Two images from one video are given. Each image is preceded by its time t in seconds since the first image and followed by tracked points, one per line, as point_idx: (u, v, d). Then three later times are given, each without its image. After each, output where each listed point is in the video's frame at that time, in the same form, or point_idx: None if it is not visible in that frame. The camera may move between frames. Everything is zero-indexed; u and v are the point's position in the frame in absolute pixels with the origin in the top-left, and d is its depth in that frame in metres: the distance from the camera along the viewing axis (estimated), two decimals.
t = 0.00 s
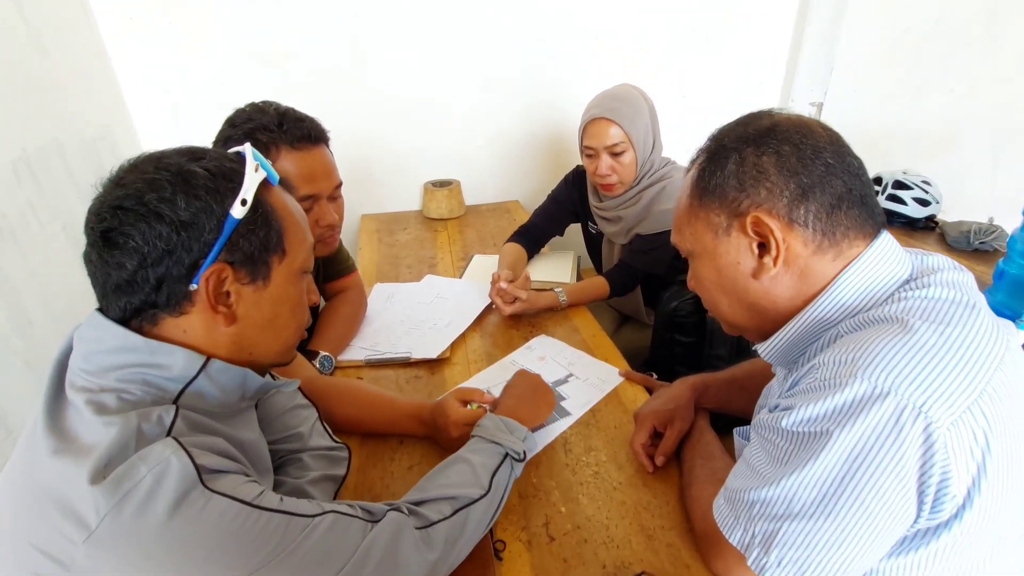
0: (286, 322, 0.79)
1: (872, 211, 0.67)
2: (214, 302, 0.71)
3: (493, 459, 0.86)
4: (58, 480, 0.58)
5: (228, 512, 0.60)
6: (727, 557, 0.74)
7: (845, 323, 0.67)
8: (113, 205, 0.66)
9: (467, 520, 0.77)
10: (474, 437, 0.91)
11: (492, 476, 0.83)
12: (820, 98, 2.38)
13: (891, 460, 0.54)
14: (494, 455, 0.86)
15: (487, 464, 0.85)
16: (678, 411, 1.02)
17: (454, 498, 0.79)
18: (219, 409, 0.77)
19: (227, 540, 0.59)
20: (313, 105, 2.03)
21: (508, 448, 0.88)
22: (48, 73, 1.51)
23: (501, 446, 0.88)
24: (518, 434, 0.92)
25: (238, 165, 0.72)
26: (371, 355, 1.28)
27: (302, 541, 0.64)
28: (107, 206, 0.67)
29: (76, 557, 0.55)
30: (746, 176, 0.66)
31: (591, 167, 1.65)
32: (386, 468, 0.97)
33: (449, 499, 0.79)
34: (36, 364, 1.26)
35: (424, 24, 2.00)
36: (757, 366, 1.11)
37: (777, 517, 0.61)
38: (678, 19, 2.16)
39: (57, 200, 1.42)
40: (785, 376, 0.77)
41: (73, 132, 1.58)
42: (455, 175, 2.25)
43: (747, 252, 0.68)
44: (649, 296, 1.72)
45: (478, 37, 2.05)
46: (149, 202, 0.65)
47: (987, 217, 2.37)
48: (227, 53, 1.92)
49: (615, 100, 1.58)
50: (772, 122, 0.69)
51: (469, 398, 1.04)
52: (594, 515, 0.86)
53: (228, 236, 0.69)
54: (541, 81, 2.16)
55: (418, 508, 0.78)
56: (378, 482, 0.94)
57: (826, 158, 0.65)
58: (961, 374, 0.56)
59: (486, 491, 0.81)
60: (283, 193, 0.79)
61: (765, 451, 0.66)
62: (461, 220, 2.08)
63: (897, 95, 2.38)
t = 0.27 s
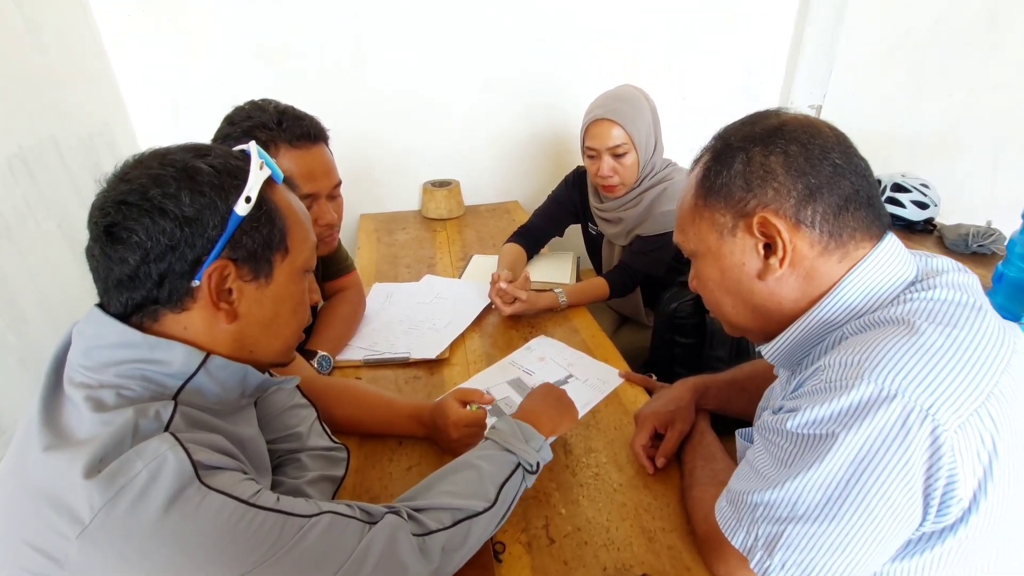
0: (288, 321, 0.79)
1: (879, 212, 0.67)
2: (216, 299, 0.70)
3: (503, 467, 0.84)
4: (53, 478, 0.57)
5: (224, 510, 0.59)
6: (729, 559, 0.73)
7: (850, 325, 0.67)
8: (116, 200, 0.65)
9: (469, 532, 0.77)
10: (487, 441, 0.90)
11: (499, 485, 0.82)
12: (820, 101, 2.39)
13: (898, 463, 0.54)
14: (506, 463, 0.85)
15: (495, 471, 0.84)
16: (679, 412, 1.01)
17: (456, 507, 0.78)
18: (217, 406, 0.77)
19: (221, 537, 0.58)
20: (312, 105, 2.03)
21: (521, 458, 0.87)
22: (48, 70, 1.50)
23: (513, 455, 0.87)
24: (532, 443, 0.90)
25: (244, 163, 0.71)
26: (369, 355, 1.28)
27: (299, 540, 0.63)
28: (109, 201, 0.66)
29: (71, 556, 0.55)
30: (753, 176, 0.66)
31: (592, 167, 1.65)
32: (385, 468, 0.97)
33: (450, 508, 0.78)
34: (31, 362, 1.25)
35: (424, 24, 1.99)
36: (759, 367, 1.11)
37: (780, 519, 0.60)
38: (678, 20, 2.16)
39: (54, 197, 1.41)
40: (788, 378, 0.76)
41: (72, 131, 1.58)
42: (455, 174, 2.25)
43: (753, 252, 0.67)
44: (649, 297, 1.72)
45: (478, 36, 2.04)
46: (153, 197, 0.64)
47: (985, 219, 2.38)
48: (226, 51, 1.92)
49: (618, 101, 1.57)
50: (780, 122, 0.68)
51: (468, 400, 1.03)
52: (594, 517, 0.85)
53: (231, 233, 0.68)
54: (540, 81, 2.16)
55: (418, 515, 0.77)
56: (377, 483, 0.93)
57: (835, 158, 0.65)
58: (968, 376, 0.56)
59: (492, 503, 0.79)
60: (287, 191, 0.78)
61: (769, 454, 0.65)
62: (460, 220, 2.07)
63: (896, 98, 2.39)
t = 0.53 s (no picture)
0: (285, 315, 0.78)
1: (881, 211, 0.67)
2: (214, 293, 0.70)
3: (491, 459, 0.85)
4: (49, 473, 0.57)
5: (222, 507, 0.58)
6: (729, 560, 0.73)
7: (852, 325, 0.67)
8: (114, 192, 0.65)
9: (466, 518, 0.77)
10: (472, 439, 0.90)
11: (491, 475, 0.82)
12: (821, 103, 2.39)
13: (900, 464, 0.53)
14: (493, 455, 0.85)
15: (484, 462, 0.84)
16: (679, 413, 1.01)
17: (454, 494, 0.79)
18: (213, 403, 0.76)
19: (221, 534, 0.57)
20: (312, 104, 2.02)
21: (507, 449, 0.87)
22: (46, 66, 1.50)
23: (499, 446, 0.87)
24: (515, 435, 0.91)
25: (241, 156, 0.71)
26: (368, 353, 1.27)
27: (298, 535, 0.63)
28: (106, 193, 0.65)
29: (67, 553, 0.54)
30: (757, 173, 0.65)
31: (592, 167, 1.64)
32: (383, 467, 0.96)
33: (448, 496, 0.79)
34: (28, 359, 1.24)
35: (424, 25, 1.99)
36: (759, 368, 1.10)
37: (780, 520, 0.60)
38: (679, 21, 2.15)
39: (52, 193, 1.40)
40: (788, 378, 0.76)
41: (72, 129, 1.57)
42: (454, 173, 2.24)
43: (755, 250, 0.67)
44: (648, 297, 1.71)
45: (478, 36, 2.04)
46: (150, 189, 0.64)
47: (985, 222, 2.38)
48: (226, 48, 1.91)
49: (617, 100, 1.57)
50: (784, 120, 0.68)
51: (468, 398, 1.02)
52: (593, 516, 0.85)
53: (229, 226, 0.68)
54: (540, 81, 2.15)
55: (416, 504, 0.78)
56: (374, 481, 0.93)
57: (838, 156, 0.65)
58: (972, 378, 0.55)
59: (485, 490, 0.80)
60: (284, 185, 0.78)
61: (769, 454, 0.65)
62: (460, 219, 2.07)
63: (896, 101, 2.39)
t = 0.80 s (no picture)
0: (293, 310, 0.78)
1: (888, 209, 0.67)
2: (220, 288, 0.70)
3: (490, 454, 0.85)
4: (56, 464, 0.57)
5: (229, 501, 0.59)
6: (732, 555, 0.73)
7: (857, 322, 0.67)
8: (120, 185, 0.65)
9: (469, 509, 0.77)
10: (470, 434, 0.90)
11: (492, 468, 0.83)
12: (823, 105, 2.39)
13: (904, 460, 0.54)
14: (492, 450, 0.86)
15: (484, 457, 0.84)
16: (682, 411, 1.01)
17: (457, 487, 0.79)
18: (219, 396, 0.76)
19: (228, 526, 0.58)
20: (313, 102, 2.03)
21: (505, 443, 0.88)
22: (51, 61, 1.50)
23: (498, 441, 0.88)
24: (514, 429, 0.92)
25: (250, 149, 0.70)
26: (372, 349, 1.28)
27: (306, 527, 0.63)
28: (113, 186, 0.66)
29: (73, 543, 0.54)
30: (765, 171, 0.66)
31: (610, 152, 1.64)
32: (387, 461, 0.97)
33: (452, 488, 0.79)
34: (33, 353, 1.25)
35: (425, 24, 1.99)
36: (763, 367, 1.11)
37: (785, 515, 0.60)
38: (681, 21, 2.16)
39: (56, 187, 1.41)
40: (793, 376, 0.76)
41: (78, 124, 1.58)
42: (457, 172, 2.25)
43: (762, 248, 0.67)
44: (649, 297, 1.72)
45: (479, 35, 2.04)
46: (157, 183, 0.64)
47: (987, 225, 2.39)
48: (230, 45, 1.92)
49: (643, 88, 1.58)
50: (793, 118, 0.68)
51: (471, 394, 1.03)
52: (596, 512, 0.85)
53: (236, 220, 0.68)
54: (542, 80, 2.15)
55: (421, 497, 0.78)
56: (379, 475, 0.93)
57: (846, 155, 0.65)
58: (977, 374, 0.56)
59: (486, 482, 0.80)
60: (292, 178, 0.78)
61: (774, 450, 0.65)
62: (463, 217, 2.07)
63: (898, 104, 2.39)
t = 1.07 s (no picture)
0: (285, 310, 0.79)
1: (881, 215, 0.68)
2: (208, 290, 0.70)
3: (491, 461, 0.85)
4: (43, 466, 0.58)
5: (214, 504, 0.59)
6: (725, 558, 0.73)
7: (850, 327, 0.68)
8: (105, 188, 0.65)
9: (463, 519, 0.78)
10: (479, 437, 0.90)
11: (490, 478, 0.83)
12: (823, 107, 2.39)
13: (895, 464, 0.54)
14: (495, 458, 0.86)
15: (483, 465, 0.84)
16: (678, 413, 1.02)
17: (451, 497, 0.79)
18: (211, 396, 0.77)
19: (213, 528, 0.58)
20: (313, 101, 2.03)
21: (511, 451, 0.87)
22: (53, 59, 1.51)
23: (503, 448, 0.88)
24: (523, 437, 0.91)
25: (236, 149, 0.70)
26: (370, 349, 1.28)
27: (290, 532, 0.63)
28: (99, 189, 0.66)
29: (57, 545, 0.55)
30: (760, 176, 0.66)
31: (628, 153, 1.64)
32: (384, 461, 0.97)
33: (445, 498, 0.79)
34: (32, 352, 1.25)
35: (425, 24, 2.00)
36: (760, 370, 1.11)
37: (777, 518, 0.61)
38: (682, 23, 2.16)
39: (57, 186, 1.41)
40: (787, 379, 0.77)
41: (79, 124, 1.59)
42: (457, 172, 2.25)
43: (757, 254, 0.68)
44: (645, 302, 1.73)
45: (480, 35, 2.05)
46: (141, 185, 0.64)
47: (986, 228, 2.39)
48: (232, 43, 1.92)
49: (667, 91, 1.58)
50: (787, 123, 0.69)
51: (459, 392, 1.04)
52: (592, 514, 0.86)
53: (222, 223, 0.68)
54: (542, 81, 2.16)
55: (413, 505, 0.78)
56: (376, 476, 0.94)
57: (841, 160, 0.66)
58: (968, 379, 0.56)
59: (483, 493, 0.80)
60: (282, 178, 0.77)
61: (767, 453, 0.66)
62: (463, 217, 2.08)
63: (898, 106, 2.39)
